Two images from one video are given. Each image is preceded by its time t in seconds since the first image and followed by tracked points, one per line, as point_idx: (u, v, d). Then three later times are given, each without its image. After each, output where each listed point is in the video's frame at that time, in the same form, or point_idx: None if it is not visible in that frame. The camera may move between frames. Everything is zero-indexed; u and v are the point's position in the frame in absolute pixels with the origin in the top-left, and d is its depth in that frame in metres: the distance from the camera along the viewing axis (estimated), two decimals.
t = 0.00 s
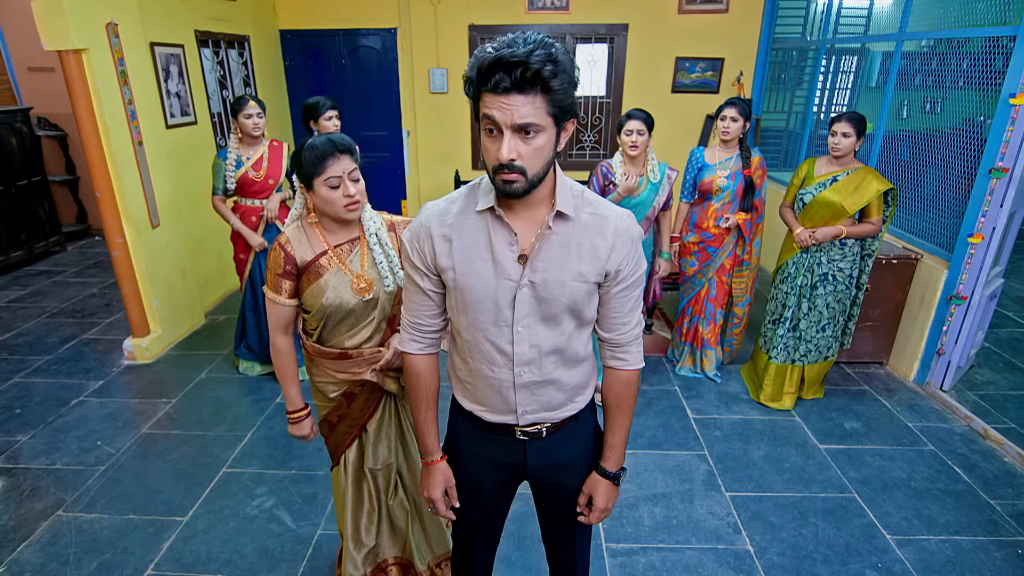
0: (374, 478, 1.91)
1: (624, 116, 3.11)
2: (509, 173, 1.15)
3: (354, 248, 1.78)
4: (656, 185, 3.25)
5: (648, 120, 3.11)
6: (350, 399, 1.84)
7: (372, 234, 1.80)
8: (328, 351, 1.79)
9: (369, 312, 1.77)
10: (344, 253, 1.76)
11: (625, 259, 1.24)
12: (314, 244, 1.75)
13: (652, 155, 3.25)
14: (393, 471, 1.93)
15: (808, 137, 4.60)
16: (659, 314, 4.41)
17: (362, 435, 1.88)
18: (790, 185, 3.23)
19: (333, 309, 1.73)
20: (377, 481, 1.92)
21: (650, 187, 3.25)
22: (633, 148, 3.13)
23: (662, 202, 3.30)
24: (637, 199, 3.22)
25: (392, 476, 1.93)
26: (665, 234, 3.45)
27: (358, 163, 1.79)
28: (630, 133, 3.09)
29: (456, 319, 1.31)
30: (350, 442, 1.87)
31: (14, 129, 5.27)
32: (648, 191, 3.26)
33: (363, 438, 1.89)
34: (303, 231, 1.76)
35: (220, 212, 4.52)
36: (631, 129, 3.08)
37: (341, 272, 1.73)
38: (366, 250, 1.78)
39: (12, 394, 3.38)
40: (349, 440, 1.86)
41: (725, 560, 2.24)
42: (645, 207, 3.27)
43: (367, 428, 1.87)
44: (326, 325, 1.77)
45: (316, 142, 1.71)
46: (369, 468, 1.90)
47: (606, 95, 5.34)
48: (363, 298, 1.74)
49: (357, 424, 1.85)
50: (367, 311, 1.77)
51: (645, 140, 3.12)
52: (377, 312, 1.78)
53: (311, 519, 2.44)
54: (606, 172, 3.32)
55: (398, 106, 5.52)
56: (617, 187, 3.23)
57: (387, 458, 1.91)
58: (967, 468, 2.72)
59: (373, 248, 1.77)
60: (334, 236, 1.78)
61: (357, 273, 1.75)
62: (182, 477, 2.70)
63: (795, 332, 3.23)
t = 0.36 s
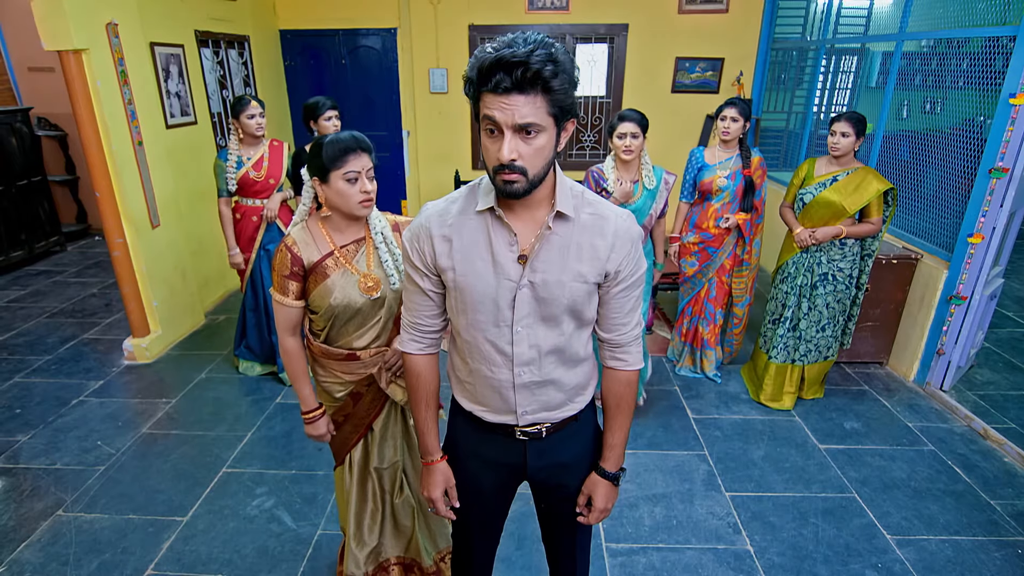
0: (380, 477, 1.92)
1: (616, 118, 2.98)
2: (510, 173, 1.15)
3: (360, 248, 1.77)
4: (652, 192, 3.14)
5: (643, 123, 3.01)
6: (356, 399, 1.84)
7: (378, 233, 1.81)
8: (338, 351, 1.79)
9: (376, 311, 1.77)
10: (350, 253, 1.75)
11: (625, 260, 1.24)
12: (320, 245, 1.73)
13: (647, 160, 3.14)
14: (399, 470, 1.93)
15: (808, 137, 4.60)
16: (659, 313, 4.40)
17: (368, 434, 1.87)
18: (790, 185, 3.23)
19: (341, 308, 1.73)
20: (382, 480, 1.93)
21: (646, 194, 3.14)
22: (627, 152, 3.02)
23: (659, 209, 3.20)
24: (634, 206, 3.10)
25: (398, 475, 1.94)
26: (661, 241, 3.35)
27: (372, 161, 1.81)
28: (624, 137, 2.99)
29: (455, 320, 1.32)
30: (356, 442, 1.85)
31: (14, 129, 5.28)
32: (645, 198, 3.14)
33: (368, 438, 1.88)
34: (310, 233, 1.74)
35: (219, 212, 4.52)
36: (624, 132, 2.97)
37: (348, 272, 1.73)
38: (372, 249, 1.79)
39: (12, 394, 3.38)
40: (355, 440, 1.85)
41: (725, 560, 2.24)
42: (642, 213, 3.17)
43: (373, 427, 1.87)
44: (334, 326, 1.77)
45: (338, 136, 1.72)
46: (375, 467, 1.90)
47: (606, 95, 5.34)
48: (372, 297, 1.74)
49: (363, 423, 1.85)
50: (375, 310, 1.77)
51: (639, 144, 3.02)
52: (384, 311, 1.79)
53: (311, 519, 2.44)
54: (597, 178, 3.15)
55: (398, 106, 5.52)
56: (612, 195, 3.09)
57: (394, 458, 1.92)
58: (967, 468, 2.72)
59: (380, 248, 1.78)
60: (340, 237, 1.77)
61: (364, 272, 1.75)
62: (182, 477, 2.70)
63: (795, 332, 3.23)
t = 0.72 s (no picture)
0: (386, 479, 1.93)
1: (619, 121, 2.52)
2: (510, 173, 1.15)
3: (367, 247, 1.79)
4: (660, 206, 2.63)
5: (651, 127, 2.53)
6: (362, 399, 1.84)
7: (384, 233, 1.82)
8: (346, 350, 1.78)
9: (384, 309, 1.78)
10: (357, 252, 1.77)
11: (625, 260, 1.24)
12: (328, 244, 1.75)
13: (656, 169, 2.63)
14: (404, 470, 1.95)
15: (808, 137, 4.60)
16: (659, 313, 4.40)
17: (373, 435, 1.88)
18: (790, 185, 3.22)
19: (349, 307, 1.73)
20: (388, 481, 1.93)
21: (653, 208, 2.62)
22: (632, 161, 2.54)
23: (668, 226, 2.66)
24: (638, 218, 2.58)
25: (403, 476, 1.95)
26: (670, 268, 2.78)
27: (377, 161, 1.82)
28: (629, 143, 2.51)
29: (455, 320, 1.32)
30: (362, 442, 1.86)
31: (14, 129, 5.28)
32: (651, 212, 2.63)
33: (374, 438, 1.89)
34: (316, 233, 1.75)
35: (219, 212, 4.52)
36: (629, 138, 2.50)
37: (356, 271, 1.74)
38: (378, 248, 1.80)
39: (13, 394, 3.38)
40: (361, 440, 1.86)
41: (725, 560, 2.24)
42: (647, 230, 2.63)
43: (379, 427, 1.88)
44: (342, 324, 1.77)
45: (345, 135, 1.73)
46: (381, 467, 1.91)
47: (606, 95, 5.34)
48: (380, 295, 1.75)
49: (370, 423, 1.85)
50: (382, 308, 1.77)
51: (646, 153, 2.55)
52: (391, 309, 1.79)
53: (311, 519, 2.44)
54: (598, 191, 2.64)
55: (398, 106, 5.52)
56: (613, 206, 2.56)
57: (400, 458, 1.93)
58: (967, 469, 2.72)
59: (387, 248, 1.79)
60: (347, 236, 1.79)
61: (372, 271, 1.76)
62: (182, 477, 2.70)
63: (796, 332, 3.23)
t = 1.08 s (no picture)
0: (388, 479, 1.93)
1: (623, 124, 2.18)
2: (511, 174, 1.15)
3: (368, 247, 1.80)
4: (668, 216, 2.22)
5: (659, 131, 2.15)
6: (362, 400, 1.84)
7: (386, 232, 1.82)
8: (348, 351, 1.78)
9: (385, 309, 1.78)
10: (359, 252, 1.77)
11: (625, 260, 1.24)
12: (330, 243, 1.75)
13: (663, 177, 2.26)
14: (406, 471, 1.94)
15: (808, 137, 4.60)
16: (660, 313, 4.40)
17: (375, 436, 1.88)
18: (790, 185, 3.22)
19: (351, 306, 1.73)
20: (390, 481, 1.93)
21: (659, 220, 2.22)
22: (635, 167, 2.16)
23: (676, 240, 2.23)
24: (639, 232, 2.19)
25: (405, 476, 1.95)
26: (679, 287, 2.33)
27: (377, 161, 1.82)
28: (633, 147, 2.15)
29: (455, 319, 1.31)
30: (363, 443, 1.86)
31: (14, 129, 5.28)
32: (657, 224, 2.23)
33: (375, 439, 1.89)
34: (317, 232, 1.75)
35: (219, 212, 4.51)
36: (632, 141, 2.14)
37: (358, 271, 1.74)
38: (380, 248, 1.81)
39: (13, 393, 3.38)
40: (362, 441, 1.86)
41: (725, 560, 2.24)
42: (651, 244, 2.21)
43: (380, 428, 1.88)
44: (343, 324, 1.77)
45: (343, 135, 1.74)
46: (383, 468, 1.91)
47: (606, 95, 5.34)
48: (382, 295, 1.75)
49: (371, 424, 1.85)
50: (384, 307, 1.77)
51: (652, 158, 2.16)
52: (392, 309, 1.79)
53: (311, 519, 2.44)
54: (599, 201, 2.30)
55: (398, 106, 5.52)
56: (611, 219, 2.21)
57: (401, 458, 1.93)
58: (967, 469, 2.72)
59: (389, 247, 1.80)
60: (349, 236, 1.79)
61: (374, 270, 1.76)
62: (182, 477, 2.69)
63: (796, 331, 3.23)
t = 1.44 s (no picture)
0: (384, 479, 1.93)
1: (621, 128, 2.04)
2: (513, 174, 1.15)
3: (365, 247, 1.79)
4: (668, 228, 2.05)
5: (659, 136, 2.01)
6: (358, 400, 1.84)
7: (382, 232, 1.81)
8: (343, 350, 1.79)
9: (380, 309, 1.77)
10: (355, 251, 1.77)
11: (625, 260, 1.25)
12: (326, 243, 1.75)
13: (664, 186, 2.09)
14: (403, 470, 1.95)
15: (808, 137, 4.60)
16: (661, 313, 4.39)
17: (370, 436, 1.88)
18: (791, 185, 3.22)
19: (346, 306, 1.73)
20: (386, 481, 1.93)
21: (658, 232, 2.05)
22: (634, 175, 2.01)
23: (678, 254, 2.04)
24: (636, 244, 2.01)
25: (402, 476, 1.95)
26: (679, 307, 2.15)
27: (372, 162, 1.83)
28: (631, 153, 2.01)
29: (455, 319, 1.32)
30: (358, 443, 1.86)
31: (15, 129, 5.28)
32: (656, 236, 2.05)
33: (371, 439, 1.89)
34: (315, 232, 1.75)
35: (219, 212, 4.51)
36: (631, 147, 1.99)
37: (354, 271, 1.74)
38: (377, 248, 1.80)
39: (13, 393, 3.38)
40: (357, 441, 1.86)
41: (725, 560, 2.24)
42: (650, 258, 2.03)
43: (376, 427, 1.88)
44: (339, 323, 1.77)
45: (335, 136, 1.74)
46: (379, 468, 1.91)
47: (606, 95, 5.35)
48: (377, 295, 1.75)
49: (366, 424, 1.85)
50: (379, 307, 1.77)
51: (652, 166, 2.01)
52: (387, 309, 1.78)
53: (311, 519, 2.44)
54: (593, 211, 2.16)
55: (398, 106, 5.52)
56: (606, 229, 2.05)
57: (397, 458, 1.93)
58: (967, 468, 2.72)
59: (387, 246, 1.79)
60: (345, 236, 1.79)
61: (369, 270, 1.75)
62: (182, 477, 2.70)
63: (796, 332, 3.23)
